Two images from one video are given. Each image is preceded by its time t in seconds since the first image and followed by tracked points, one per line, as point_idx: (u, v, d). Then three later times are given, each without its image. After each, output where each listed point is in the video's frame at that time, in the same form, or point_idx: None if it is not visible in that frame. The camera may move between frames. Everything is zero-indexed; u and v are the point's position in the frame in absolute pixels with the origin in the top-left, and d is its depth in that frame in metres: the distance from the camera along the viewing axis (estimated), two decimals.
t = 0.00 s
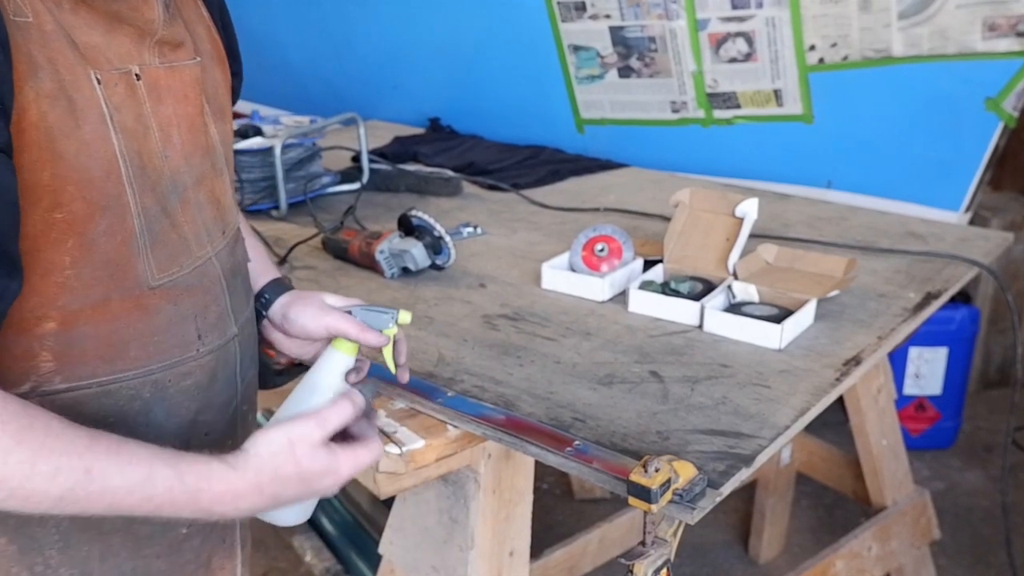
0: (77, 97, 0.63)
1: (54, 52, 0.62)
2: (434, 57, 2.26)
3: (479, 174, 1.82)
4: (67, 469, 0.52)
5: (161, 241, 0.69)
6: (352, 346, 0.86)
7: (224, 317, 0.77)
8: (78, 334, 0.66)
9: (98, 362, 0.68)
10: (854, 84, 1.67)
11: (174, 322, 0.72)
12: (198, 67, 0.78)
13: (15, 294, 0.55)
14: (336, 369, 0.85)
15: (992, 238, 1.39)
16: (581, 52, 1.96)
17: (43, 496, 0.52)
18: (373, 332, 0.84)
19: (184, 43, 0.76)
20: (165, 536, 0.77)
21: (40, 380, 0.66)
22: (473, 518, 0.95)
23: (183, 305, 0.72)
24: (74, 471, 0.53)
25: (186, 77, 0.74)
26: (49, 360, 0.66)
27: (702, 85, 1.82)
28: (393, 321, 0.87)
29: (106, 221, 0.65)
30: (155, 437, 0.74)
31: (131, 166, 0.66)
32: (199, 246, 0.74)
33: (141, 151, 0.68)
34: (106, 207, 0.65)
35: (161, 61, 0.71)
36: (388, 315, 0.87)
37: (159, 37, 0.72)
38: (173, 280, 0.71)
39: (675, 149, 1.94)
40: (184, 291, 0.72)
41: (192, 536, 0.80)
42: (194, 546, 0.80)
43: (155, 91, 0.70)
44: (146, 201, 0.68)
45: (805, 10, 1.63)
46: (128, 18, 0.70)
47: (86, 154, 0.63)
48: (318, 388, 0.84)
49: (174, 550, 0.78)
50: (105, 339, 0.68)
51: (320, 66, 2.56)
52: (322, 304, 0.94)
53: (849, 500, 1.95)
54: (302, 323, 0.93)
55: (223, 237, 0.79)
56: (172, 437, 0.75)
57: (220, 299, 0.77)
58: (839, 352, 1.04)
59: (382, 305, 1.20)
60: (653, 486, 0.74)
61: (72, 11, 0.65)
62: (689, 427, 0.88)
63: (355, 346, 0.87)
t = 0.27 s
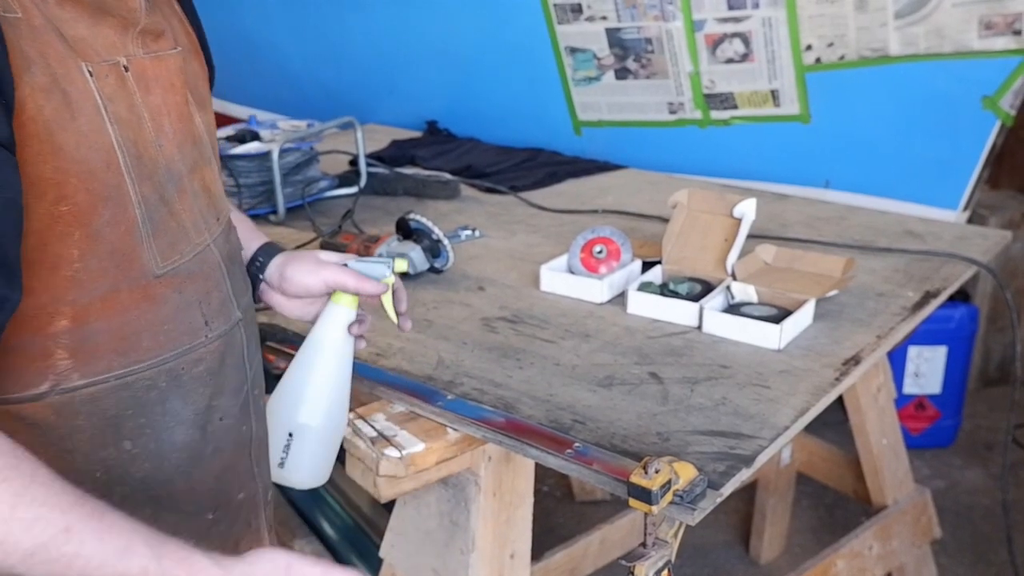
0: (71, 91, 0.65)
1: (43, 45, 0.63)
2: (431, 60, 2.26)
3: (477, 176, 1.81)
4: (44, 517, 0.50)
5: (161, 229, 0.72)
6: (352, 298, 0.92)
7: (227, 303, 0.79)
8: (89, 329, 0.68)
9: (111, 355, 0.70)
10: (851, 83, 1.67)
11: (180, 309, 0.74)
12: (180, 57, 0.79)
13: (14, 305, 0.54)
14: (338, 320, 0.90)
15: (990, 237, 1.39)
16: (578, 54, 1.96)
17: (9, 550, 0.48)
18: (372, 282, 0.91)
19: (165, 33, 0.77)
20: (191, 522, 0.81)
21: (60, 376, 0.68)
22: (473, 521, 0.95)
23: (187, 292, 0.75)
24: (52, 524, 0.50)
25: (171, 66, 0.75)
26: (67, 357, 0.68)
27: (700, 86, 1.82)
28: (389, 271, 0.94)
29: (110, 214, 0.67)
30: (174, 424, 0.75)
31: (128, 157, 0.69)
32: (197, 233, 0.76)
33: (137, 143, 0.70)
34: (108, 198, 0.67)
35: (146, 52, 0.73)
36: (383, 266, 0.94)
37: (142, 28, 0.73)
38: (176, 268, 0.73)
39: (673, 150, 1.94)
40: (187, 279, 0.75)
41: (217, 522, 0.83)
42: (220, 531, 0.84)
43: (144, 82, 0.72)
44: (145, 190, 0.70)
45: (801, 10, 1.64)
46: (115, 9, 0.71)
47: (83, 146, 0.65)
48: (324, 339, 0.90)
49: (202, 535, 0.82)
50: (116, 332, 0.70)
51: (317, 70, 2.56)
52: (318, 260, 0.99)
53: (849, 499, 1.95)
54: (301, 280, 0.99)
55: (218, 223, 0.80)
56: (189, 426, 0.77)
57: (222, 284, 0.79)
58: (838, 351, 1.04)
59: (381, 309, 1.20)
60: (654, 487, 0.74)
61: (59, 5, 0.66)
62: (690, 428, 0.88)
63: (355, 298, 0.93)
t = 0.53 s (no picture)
0: (87, 87, 0.64)
1: (62, 44, 0.63)
2: (429, 62, 2.26)
3: (476, 177, 1.81)
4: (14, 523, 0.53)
5: (174, 221, 0.71)
6: (347, 273, 0.93)
7: (235, 291, 0.78)
8: (111, 321, 0.67)
9: (131, 346, 0.69)
10: (850, 83, 1.68)
11: (194, 299, 0.73)
12: (182, 54, 0.78)
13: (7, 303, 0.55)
14: (333, 295, 0.93)
15: (989, 236, 1.39)
16: (576, 55, 1.96)
17: None
18: (366, 256, 0.93)
19: (168, 31, 0.76)
20: (210, 508, 0.79)
21: (83, 369, 0.67)
22: (474, 523, 0.95)
23: (199, 282, 0.74)
24: (19, 526, 0.53)
25: (174, 63, 0.75)
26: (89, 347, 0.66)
27: (698, 86, 1.82)
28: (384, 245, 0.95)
29: (128, 207, 0.67)
30: (192, 411, 0.74)
31: (143, 152, 0.68)
32: (206, 224, 0.75)
33: (149, 136, 0.69)
34: (126, 190, 0.66)
35: (150, 49, 0.72)
36: (379, 241, 0.95)
37: (147, 25, 0.73)
38: (189, 259, 0.73)
39: (672, 150, 1.94)
40: (199, 269, 0.74)
41: (233, 508, 0.81)
42: (235, 516, 0.82)
43: (151, 79, 0.71)
44: (158, 182, 0.69)
45: (799, 10, 1.64)
46: (123, 7, 0.71)
47: (103, 141, 0.65)
48: (319, 313, 0.92)
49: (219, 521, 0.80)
50: (136, 323, 0.69)
51: (315, 72, 2.56)
52: (314, 234, 0.99)
53: (850, 499, 1.95)
54: (296, 254, 0.99)
55: (223, 216, 0.79)
56: (205, 415, 0.76)
57: (231, 275, 0.78)
58: (837, 351, 1.04)
59: (381, 310, 1.20)
60: (654, 488, 0.74)
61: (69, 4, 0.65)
62: (690, 428, 0.88)
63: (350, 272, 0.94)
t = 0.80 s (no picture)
0: (88, 76, 0.64)
1: (64, 35, 0.64)
2: (428, 62, 2.26)
3: (474, 178, 1.81)
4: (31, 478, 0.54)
5: (175, 209, 0.71)
6: (349, 247, 0.93)
7: (237, 281, 0.78)
8: (113, 305, 0.67)
9: (132, 330, 0.69)
10: (849, 82, 1.68)
11: (195, 287, 0.73)
12: (185, 50, 0.78)
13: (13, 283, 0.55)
14: (336, 267, 0.92)
15: (989, 235, 1.39)
16: (574, 56, 1.96)
17: None
18: (367, 228, 0.93)
19: (171, 26, 0.76)
20: (210, 495, 0.78)
21: (84, 351, 0.66)
22: (473, 524, 0.95)
23: (200, 270, 0.73)
24: (36, 482, 0.54)
25: (177, 57, 0.75)
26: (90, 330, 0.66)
27: (696, 86, 1.82)
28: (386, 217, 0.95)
29: (128, 193, 0.67)
30: (192, 397, 0.74)
31: (143, 141, 0.68)
32: (208, 213, 0.75)
33: (150, 125, 0.69)
34: (127, 177, 0.66)
35: (152, 42, 0.72)
36: (381, 213, 0.95)
37: (149, 20, 0.73)
38: (190, 247, 0.72)
39: (671, 150, 1.94)
40: (200, 257, 0.73)
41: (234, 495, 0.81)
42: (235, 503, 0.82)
43: (153, 72, 0.71)
44: (159, 171, 0.69)
45: (797, 10, 1.64)
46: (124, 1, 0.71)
47: (103, 128, 0.65)
48: (324, 286, 0.92)
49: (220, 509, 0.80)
50: (137, 307, 0.69)
51: (315, 73, 2.56)
52: (317, 208, 0.99)
53: (850, 499, 1.95)
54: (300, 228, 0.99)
55: (225, 207, 0.79)
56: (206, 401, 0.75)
57: (232, 264, 0.77)
58: (836, 351, 1.04)
59: (380, 311, 1.20)
60: (654, 488, 0.74)
61: None
62: (689, 428, 0.88)
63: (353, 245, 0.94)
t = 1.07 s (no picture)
0: (91, 68, 0.65)
1: (68, 26, 0.64)
2: (430, 59, 2.26)
3: (475, 175, 1.81)
4: None
5: (174, 201, 0.70)
6: (360, 257, 0.93)
7: (238, 276, 0.77)
8: (106, 293, 0.67)
9: (124, 320, 0.69)
10: (851, 83, 1.67)
11: (191, 280, 0.72)
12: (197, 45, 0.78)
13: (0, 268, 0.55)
14: (345, 276, 0.93)
15: (988, 237, 1.39)
16: (576, 53, 1.96)
17: None
18: (377, 239, 0.93)
19: (183, 22, 0.76)
20: (199, 486, 0.79)
21: (76, 337, 0.67)
22: (472, 521, 0.95)
23: (198, 263, 0.73)
24: None
25: (188, 53, 0.74)
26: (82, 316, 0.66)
27: (698, 85, 1.82)
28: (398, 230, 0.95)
29: (124, 183, 0.66)
30: (185, 388, 0.74)
31: (144, 132, 0.68)
32: (210, 208, 0.74)
33: (152, 118, 0.69)
34: (124, 167, 0.66)
35: (162, 37, 0.72)
36: (393, 226, 0.95)
37: (160, 15, 0.73)
38: (188, 239, 0.72)
39: (672, 149, 1.94)
40: (199, 250, 0.73)
41: (225, 489, 0.81)
42: (227, 498, 0.82)
43: (161, 67, 0.71)
44: (159, 164, 0.69)
45: (799, 10, 1.63)
46: None
47: (102, 118, 0.65)
48: (331, 295, 0.92)
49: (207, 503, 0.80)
50: (131, 297, 0.69)
51: (317, 69, 2.56)
52: (329, 216, 0.99)
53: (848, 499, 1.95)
54: (311, 235, 0.98)
55: (231, 203, 0.78)
56: (200, 393, 0.75)
57: (233, 259, 0.77)
58: (835, 351, 1.04)
59: (380, 308, 1.20)
60: (651, 486, 0.74)
61: None
62: (687, 427, 0.88)
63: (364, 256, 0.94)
